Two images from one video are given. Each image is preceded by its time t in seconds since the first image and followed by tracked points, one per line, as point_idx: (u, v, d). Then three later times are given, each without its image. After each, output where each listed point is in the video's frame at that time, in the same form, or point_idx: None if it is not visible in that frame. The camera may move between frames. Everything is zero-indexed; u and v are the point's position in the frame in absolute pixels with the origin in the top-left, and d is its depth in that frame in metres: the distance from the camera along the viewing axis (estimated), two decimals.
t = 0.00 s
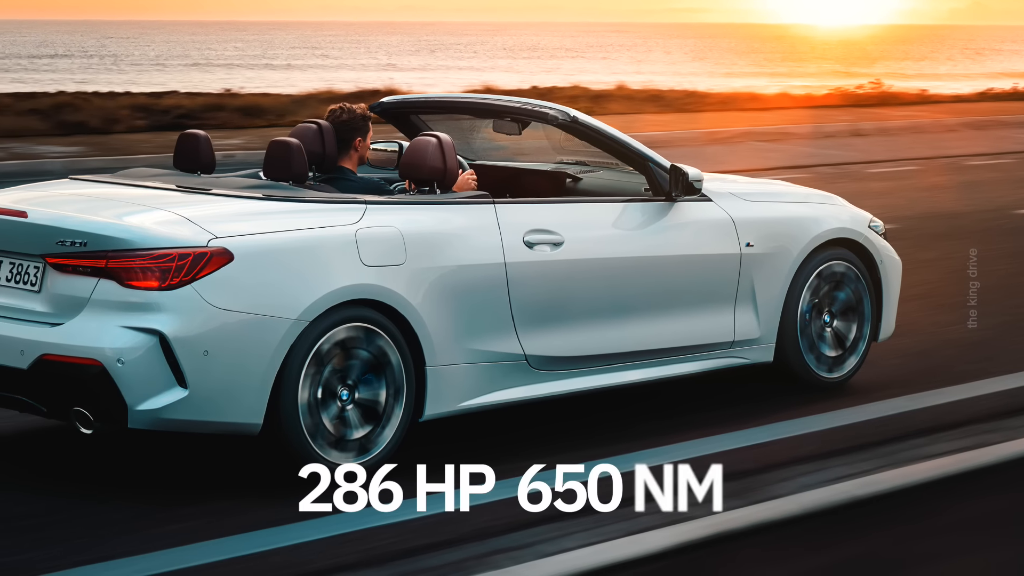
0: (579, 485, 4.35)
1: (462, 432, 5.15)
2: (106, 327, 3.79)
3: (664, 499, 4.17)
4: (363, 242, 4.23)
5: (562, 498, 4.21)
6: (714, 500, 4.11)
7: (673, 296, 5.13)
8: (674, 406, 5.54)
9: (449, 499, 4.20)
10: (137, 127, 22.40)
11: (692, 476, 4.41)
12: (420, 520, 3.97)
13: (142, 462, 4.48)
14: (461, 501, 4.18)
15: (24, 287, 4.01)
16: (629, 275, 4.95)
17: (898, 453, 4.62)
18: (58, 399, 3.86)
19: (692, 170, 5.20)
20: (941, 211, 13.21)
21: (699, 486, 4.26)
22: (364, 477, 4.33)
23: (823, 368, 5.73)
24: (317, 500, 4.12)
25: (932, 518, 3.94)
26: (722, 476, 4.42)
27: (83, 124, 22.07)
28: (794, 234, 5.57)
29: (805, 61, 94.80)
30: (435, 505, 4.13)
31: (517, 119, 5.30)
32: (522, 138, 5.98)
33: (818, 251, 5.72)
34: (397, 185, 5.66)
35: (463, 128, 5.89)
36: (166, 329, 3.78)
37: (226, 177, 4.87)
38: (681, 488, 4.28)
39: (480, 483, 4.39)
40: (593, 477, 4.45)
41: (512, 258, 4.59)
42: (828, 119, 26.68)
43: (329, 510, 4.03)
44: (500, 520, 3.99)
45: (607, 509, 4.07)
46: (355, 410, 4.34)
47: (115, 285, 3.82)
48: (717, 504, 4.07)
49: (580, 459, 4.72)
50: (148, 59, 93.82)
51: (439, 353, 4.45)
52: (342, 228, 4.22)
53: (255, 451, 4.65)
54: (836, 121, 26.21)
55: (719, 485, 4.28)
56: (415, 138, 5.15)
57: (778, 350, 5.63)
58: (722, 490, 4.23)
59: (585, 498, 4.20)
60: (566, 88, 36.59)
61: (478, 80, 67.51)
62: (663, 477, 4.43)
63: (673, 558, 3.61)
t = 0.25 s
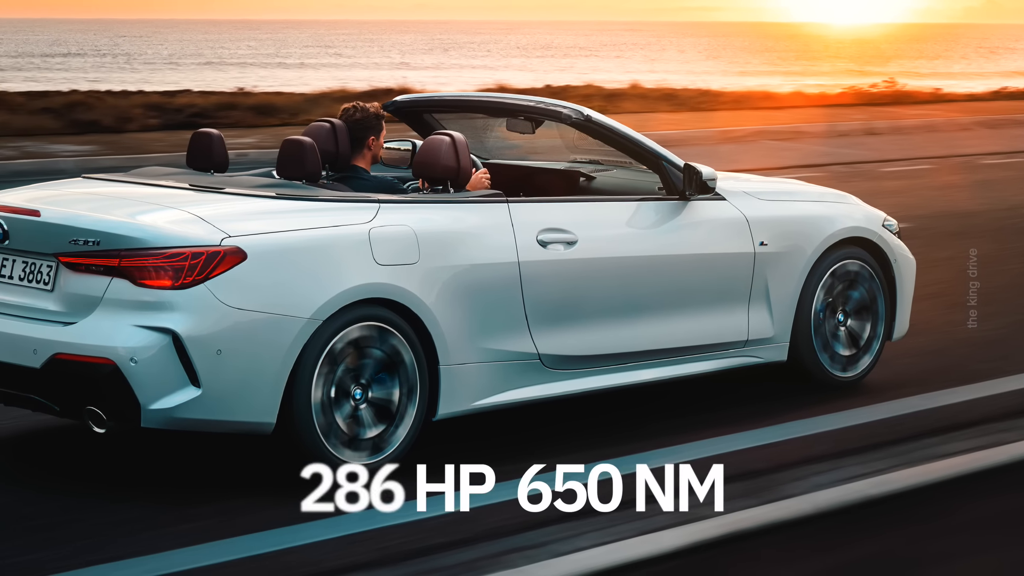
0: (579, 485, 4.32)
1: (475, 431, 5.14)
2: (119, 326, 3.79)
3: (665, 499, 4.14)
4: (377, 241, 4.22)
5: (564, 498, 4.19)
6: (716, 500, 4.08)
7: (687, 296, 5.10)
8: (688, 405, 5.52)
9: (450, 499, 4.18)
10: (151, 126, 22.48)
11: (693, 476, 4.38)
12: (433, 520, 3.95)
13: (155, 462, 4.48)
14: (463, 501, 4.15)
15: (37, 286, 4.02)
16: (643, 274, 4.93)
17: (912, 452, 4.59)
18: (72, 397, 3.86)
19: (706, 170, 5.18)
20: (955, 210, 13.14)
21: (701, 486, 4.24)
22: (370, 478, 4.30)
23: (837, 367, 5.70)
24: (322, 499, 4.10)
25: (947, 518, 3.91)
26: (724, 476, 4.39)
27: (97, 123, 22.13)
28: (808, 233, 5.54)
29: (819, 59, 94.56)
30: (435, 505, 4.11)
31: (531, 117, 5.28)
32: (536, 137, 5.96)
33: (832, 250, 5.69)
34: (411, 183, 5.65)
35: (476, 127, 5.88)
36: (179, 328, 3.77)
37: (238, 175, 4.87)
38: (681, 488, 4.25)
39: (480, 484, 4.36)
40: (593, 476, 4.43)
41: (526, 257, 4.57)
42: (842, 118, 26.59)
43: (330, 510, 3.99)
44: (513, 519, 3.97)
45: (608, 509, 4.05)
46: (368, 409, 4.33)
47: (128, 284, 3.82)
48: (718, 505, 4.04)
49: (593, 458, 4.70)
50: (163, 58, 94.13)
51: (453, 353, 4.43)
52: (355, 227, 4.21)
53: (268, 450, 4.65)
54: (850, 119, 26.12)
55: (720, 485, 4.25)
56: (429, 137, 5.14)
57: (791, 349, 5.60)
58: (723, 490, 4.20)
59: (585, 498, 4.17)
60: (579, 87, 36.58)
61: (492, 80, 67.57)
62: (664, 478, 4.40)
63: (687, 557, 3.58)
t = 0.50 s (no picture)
0: (579, 485, 4.30)
1: (489, 430, 5.12)
2: (132, 325, 3.79)
3: (665, 499, 4.12)
4: (390, 240, 4.21)
5: (566, 497, 4.16)
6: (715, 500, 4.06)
7: (701, 295, 5.08)
8: (702, 404, 5.50)
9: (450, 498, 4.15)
10: (163, 125, 22.54)
11: (693, 476, 4.36)
12: (446, 519, 3.94)
13: (168, 461, 4.48)
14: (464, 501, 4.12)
15: (51, 285, 4.02)
16: (657, 274, 4.91)
17: (927, 452, 4.56)
18: (85, 396, 3.86)
19: (720, 168, 5.15)
20: (969, 209, 13.07)
21: (701, 486, 4.22)
22: (384, 477, 4.30)
23: (851, 367, 5.67)
24: (332, 499, 4.10)
25: (962, 518, 3.88)
26: (724, 476, 4.37)
27: (110, 122, 22.21)
28: (821, 232, 5.51)
29: (833, 58, 94.30)
30: (442, 504, 4.09)
31: (544, 116, 5.27)
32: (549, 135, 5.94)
33: (846, 249, 5.66)
34: (424, 182, 5.64)
35: (490, 125, 5.87)
36: (192, 328, 3.77)
37: (251, 174, 4.86)
38: (681, 488, 4.23)
39: (480, 484, 4.34)
40: (593, 476, 4.40)
41: (539, 256, 4.56)
42: (856, 117, 26.48)
43: (339, 510, 3.98)
44: (525, 519, 3.96)
45: (608, 509, 4.02)
46: (382, 408, 4.33)
47: (141, 284, 3.82)
48: (718, 505, 4.01)
49: (607, 458, 4.69)
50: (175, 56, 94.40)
51: (466, 351, 4.42)
52: (369, 226, 4.20)
53: (281, 449, 4.65)
54: (864, 118, 26.02)
55: (720, 486, 4.23)
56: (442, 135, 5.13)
57: (805, 348, 5.57)
58: (723, 491, 4.17)
59: (585, 498, 4.15)
60: (592, 85, 36.52)
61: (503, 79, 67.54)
62: (664, 477, 4.37)
63: (701, 557, 3.56)
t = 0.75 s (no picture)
0: (579, 485, 4.27)
1: (502, 429, 5.11)
2: (145, 324, 3.79)
3: (665, 499, 4.10)
4: (403, 239, 4.21)
5: (568, 497, 4.14)
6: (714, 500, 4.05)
7: (715, 293, 5.06)
8: (716, 404, 5.47)
9: (449, 498, 4.12)
10: (176, 124, 22.60)
11: (692, 476, 4.34)
12: (458, 518, 3.93)
13: (181, 460, 4.48)
14: (463, 501, 4.08)
15: (64, 284, 4.03)
16: (670, 273, 4.89)
17: (940, 451, 4.53)
18: (98, 395, 3.86)
19: (733, 167, 5.12)
20: (983, 208, 13.01)
21: (701, 486, 4.21)
22: (397, 476, 4.29)
23: (865, 366, 5.64)
24: (345, 498, 4.09)
25: (978, 519, 3.85)
26: (725, 476, 4.34)
27: (123, 121, 22.29)
28: (836, 231, 5.48)
29: (848, 56, 93.99)
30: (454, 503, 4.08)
31: (558, 115, 5.25)
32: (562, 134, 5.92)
33: (860, 248, 5.62)
34: (438, 182, 5.63)
35: (504, 125, 5.85)
36: (205, 327, 3.76)
37: (264, 172, 4.85)
38: (681, 488, 4.22)
39: (480, 484, 4.31)
40: (592, 477, 4.37)
41: (553, 255, 4.55)
42: (870, 116, 26.38)
43: (352, 509, 3.97)
44: (538, 518, 3.94)
45: (607, 509, 4.00)
46: (395, 407, 4.32)
47: (154, 282, 3.82)
48: (717, 505, 3.98)
49: (620, 457, 4.66)
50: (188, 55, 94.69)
51: (480, 351, 4.41)
52: (382, 225, 4.19)
53: (295, 448, 4.64)
54: (878, 117, 25.91)
55: (720, 485, 4.21)
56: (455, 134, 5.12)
57: (819, 347, 5.54)
58: (723, 491, 4.15)
59: (585, 498, 4.13)
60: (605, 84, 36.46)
61: (517, 79, 67.52)
62: (664, 478, 4.35)
63: (714, 556, 3.54)
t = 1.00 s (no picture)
0: (579, 485, 4.25)
1: (516, 429, 5.09)
2: (158, 323, 3.78)
3: (665, 499, 4.08)
4: (417, 238, 4.20)
5: (569, 497, 4.12)
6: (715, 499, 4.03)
7: (729, 292, 5.03)
8: (730, 403, 5.45)
9: (449, 498, 4.09)
10: (189, 122, 22.66)
11: (692, 476, 4.32)
12: (471, 518, 3.91)
13: (193, 460, 4.47)
14: (463, 501, 4.06)
15: (76, 283, 4.03)
16: (684, 272, 4.87)
17: (953, 450, 4.49)
18: (110, 395, 3.86)
19: (747, 166, 5.09)
20: (998, 207, 12.93)
21: (701, 486, 4.18)
22: (411, 476, 4.28)
23: (879, 365, 5.60)
24: (358, 497, 4.08)
25: (995, 519, 3.82)
26: (736, 476, 4.31)
27: (136, 120, 22.36)
28: (850, 230, 5.45)
29: (862, 55, 93.69)
30: (465, 503, 4.06)
31: (572, 114, 5.22)
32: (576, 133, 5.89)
33: (874, 247, 5.59)
34: (451, 181, 5.62)
35: (517, 123, 5.84)
36: (219, 326, 3.76)
37: (277, 171, 4.85)
38: (681, 488, 4.19)
39: (488, 483, 4.30)
40: (592, 477, 4.35)
41: (566, 254, 4.53)
42: (884, 115, 26.28)
43: (364, 509, 3.97)
44: (551, 517, 3.93)
45: (607, 509, 3.98)
46: (408, 406, 4.31)
47: (167, 281, 3.82)
48: (717, 505, 3.96)
49: (633, 456, 4.65)
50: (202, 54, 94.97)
51: (493, 350, 4.40)
52: (395, 223, 4.18)
53: (310, 448, 4.64)
54: (892, 116, 25.80)
55: (720, 485, 4.19)
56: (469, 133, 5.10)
57: (833, 346, 5.51)
58: (722, 491, 4.13)
59: (585, 498, 4.11)
60: (618, 83, 36.41)
61: (530, 78, 67.51)
62: (664, 477, 4.33)
63: (728, 555, 3.52)
